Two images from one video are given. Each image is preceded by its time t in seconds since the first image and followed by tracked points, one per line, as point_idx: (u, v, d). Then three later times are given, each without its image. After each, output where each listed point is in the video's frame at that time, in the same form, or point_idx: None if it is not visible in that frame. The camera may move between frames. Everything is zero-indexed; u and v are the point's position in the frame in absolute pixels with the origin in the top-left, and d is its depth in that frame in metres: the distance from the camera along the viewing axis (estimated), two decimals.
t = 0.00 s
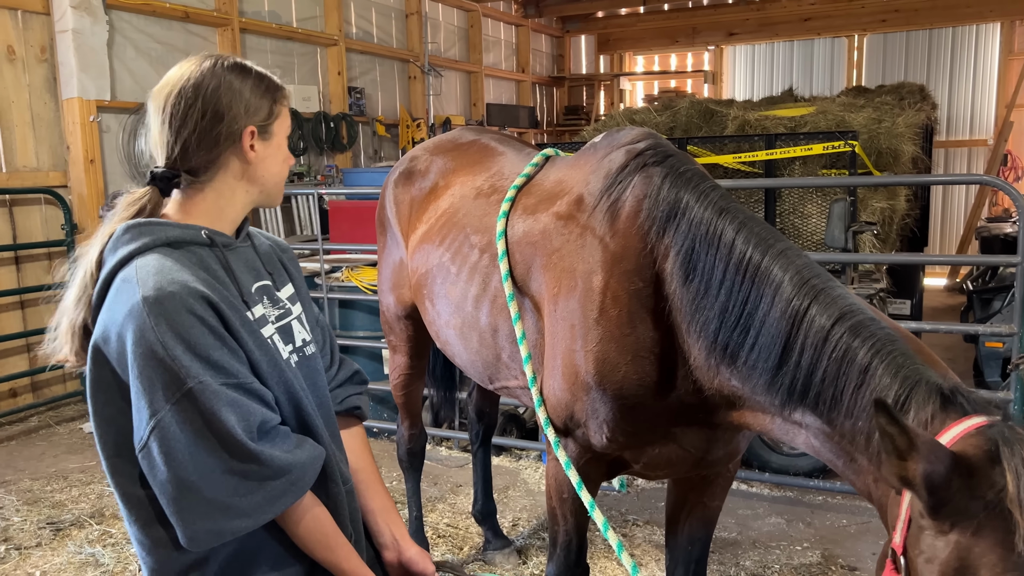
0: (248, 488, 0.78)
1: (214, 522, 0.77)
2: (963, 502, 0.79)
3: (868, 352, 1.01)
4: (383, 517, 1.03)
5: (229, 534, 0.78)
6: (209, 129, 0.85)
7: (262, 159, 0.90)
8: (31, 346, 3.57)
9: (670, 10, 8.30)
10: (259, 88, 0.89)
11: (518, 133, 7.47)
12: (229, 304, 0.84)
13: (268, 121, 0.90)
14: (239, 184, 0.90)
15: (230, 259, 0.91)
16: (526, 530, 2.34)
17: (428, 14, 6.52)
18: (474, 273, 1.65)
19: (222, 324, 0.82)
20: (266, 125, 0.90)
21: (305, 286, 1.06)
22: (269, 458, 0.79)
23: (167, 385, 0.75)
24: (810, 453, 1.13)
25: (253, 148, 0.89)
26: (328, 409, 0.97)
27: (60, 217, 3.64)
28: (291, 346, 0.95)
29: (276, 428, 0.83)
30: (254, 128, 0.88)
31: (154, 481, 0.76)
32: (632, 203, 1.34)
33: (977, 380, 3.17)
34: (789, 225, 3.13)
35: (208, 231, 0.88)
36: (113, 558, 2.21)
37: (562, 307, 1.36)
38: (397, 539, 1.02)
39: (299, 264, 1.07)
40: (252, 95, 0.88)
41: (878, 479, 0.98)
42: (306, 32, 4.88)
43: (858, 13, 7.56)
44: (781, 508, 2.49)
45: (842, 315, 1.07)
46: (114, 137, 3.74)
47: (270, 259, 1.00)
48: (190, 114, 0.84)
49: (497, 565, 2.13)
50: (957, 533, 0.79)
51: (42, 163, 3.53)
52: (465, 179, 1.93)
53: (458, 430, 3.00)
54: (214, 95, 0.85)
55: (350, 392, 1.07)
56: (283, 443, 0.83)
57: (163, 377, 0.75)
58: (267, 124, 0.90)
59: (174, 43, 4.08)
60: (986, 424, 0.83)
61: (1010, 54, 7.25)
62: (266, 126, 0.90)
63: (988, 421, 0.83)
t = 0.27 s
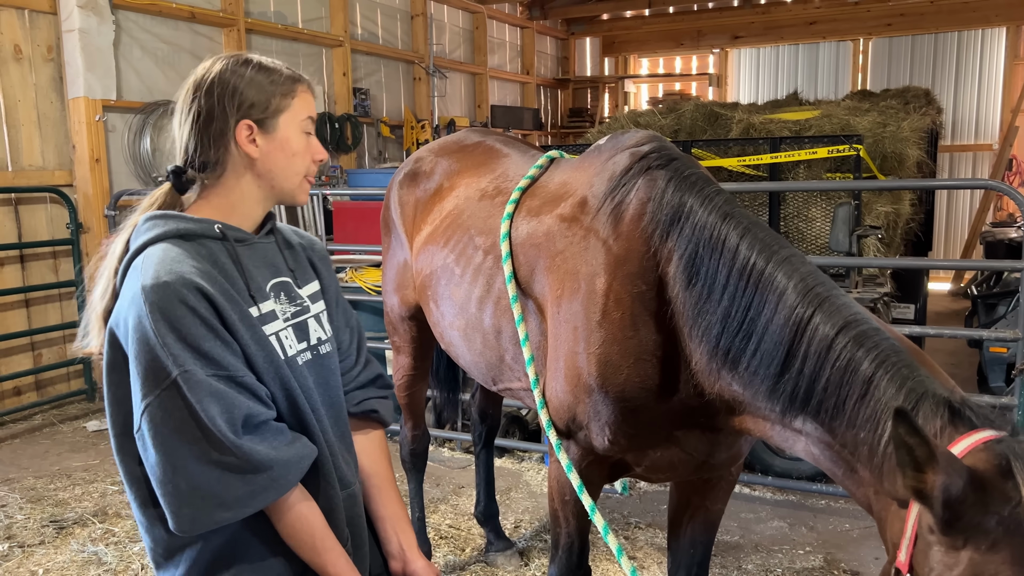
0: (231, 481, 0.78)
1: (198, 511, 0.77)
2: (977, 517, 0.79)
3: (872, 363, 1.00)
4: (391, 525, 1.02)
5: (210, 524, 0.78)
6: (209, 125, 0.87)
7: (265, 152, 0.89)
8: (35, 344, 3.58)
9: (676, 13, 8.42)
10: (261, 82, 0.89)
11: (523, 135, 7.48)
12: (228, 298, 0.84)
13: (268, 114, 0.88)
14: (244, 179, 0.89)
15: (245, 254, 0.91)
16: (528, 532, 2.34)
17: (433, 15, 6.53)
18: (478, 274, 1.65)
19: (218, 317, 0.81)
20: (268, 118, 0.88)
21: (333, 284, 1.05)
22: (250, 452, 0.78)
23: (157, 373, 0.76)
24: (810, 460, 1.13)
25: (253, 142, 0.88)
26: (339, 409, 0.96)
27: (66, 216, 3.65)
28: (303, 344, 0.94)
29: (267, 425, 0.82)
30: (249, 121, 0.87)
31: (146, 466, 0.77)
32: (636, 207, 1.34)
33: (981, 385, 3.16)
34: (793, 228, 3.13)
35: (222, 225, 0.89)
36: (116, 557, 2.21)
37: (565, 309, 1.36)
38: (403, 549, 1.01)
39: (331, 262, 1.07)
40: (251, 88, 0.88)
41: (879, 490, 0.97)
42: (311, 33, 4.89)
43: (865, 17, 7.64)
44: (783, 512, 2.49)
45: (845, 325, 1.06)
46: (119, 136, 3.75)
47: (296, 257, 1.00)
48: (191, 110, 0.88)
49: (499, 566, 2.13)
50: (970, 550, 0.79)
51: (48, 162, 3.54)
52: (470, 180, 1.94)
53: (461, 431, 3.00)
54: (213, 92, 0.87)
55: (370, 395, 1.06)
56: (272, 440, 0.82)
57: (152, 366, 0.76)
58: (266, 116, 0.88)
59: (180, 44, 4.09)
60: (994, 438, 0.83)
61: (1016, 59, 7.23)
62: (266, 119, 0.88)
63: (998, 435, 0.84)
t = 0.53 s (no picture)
0: (200, 462, 0.80)
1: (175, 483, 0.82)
2: (982, 521, 0.79)
3: (872, 366, 1.00)
4: (389, 541, 0.98)
5: (185, 501, 0.81)
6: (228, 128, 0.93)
7: (255, 148, 0.89)
8: (38, 342, 3.58)
9: (681, 15, 8.45)
10: (254, 77, 0.89)
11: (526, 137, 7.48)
12: (225, 288, 0.85)
13: (256, 108, 0.88)
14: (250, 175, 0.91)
15: (263, 248, 0.91)
16: (530, 534, 2.33)
17: (438, 16, 6.54)
18: (480, 275, 1.66)
19: (208, 306, 0.83)
20: (256, 112, 0.88)
21: (374, 286, 1.02)
22: (215, 438, 0.80)
23: (149, 351, 0.81)
24: (809, 464, 1.12)
25: (246, 139, 0.89)
26: (346, 411, 0.94)
27: (70, 215, 3.66)
28: (316, 343, 0.93)
29: (247, 414, 0.84)
30: (240, 117, 0.89)
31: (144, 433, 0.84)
32: (637, 208, 1.34)
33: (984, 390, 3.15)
34: (797, 231, 3.12)
35: (242, 218, 0.90)
36: (117, 554, 2.21)
37: (566, 310, 1.36)
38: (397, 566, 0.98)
39: (378, 263, 1.04)
40: (245, 85, 0.89)
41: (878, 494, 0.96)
42: (316, 33, 4.90)
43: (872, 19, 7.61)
44: (785, 515, 2.48)
45: (845, 328, 1.06)
46: (125, 135, 3.76)
47: (330, 255, 0.98)
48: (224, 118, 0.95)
49: (500, 567, 2.13)
50: (976, 555, 0.78)
51: (53, 160, 3.55)
52: (474, 180, 1.94)
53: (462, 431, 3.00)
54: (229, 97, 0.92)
55: (388, 403, 0.99)
56: (248, 430, 0.83)
57: (147, 343, 0.82)
58: (252, 110, 0.88)
59: (186, 43, 4.10)
60: (998, 440, 0.83)
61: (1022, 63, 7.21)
62: (254, 114, 0.88)
63: (1000, 438, 0.84)
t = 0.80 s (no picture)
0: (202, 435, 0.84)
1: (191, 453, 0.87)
2: (1000, 528, 0.77)
3: (886, 367, 0.99)
4: (383, 551, 0.92)
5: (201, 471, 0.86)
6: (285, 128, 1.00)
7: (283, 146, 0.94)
8: (54, 336, 3.62)
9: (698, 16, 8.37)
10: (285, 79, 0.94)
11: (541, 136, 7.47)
12: (246, 275, 0.88)
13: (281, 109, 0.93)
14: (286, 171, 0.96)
15: (297, 242, 0.94)
16: (540, 533, 2.33)
17: (454, 15, 6.54)
18: (492, 273, 1.65)
19: (226, 291, 0.87)
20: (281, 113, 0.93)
21: (415, 288, 0.99)
22: (214, 415, 0.83)
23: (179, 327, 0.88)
24: (821, 467, 1.11)
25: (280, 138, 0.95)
26: (357, 409, 0.93)
27: (87, 210, 3.69)
28: (337, 339, 0.93)
29: (250, 395, 0.87)
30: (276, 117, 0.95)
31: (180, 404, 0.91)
32: (649, 207, 1.33)
33: (1001, 396, 3.12)
34: (812, 233, 3.10)
35: (282, 212, 0.94)
36: (130, 548, 2.22)
37: (577, 309, 1.35)
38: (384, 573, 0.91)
39: (424, 266, 1.00)
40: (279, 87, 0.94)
41: (890, 497, 0.95)
42: (333, 32, 4.92)
43: (890, 21, 7.50)
44: (797, 518, 2.46)
45: (858, 328, 1.05)
46: (141, 131, 3.79)
47: (368, 253, 0.97)
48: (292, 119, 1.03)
49: (510, 566, 2.12)
50: (992, 563, 0.77)
51: (70, 156, 3.58)
52: (487, 179, 1.93)
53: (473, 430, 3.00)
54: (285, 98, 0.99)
55: (404, 408, 0.95)
56: (249, 411, 0.86)
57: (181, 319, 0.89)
58: (279, 111, 0.93)
59: (203, 41, 4.12)
60: (1014, 445, 0.82)
61: None
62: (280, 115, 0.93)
63: (1016, 443, 0.83)
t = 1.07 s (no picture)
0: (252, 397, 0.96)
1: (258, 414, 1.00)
2: (1008, 531, 0.77)
3: (898, 370, 1.00)
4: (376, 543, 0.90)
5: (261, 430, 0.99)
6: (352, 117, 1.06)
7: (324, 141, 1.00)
8: (88, 326, 3.71)
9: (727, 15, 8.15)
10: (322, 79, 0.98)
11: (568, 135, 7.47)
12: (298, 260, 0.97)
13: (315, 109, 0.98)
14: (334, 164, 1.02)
15: (349, 233, 0.98)
16: (559, 529, 2.34)
17: (484, 14, 6.57)
18: (514, 269, 1.67)
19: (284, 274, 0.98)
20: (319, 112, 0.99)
21: (452, 283, 0.97)
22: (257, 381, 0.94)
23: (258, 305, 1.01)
24: (832, 466, 1.12)
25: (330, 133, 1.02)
26: (378, 397, 0.95)
27: (122, 203, 3.78)
28: (369, 327, 0.96)
29: (288, 367, 0.96)
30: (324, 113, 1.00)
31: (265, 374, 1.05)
32: (669, 204, 1.33)
33: None
34: (840, 234, 3.07)
35: (343, 206, 1.00)
36: (158, 533, 2.28)
37: (595, 305, 1.36)
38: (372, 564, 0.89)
39: (464, 263, 0.98)
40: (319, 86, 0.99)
41: (903, 499, 0.95)
42: (363, 30, 4.97)
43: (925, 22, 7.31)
44: (819, 520, 2.44)
45: (872, 331, 1.06)
46: (175, 127, 3.87)
47: (411, 245, 0.98)
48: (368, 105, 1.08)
49: (529, 560, 2.14)
50: (1000, 565, 0.77)
51: (107, 151, 3.67)
52: (511, 176, 1.95)
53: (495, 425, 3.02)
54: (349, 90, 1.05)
55: (416, 402, 0.94)
56: (285, 381, 0.95)
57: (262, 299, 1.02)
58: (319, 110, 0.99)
59: (236, 38, 4.19)
60: None
61: None
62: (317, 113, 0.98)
63: None
